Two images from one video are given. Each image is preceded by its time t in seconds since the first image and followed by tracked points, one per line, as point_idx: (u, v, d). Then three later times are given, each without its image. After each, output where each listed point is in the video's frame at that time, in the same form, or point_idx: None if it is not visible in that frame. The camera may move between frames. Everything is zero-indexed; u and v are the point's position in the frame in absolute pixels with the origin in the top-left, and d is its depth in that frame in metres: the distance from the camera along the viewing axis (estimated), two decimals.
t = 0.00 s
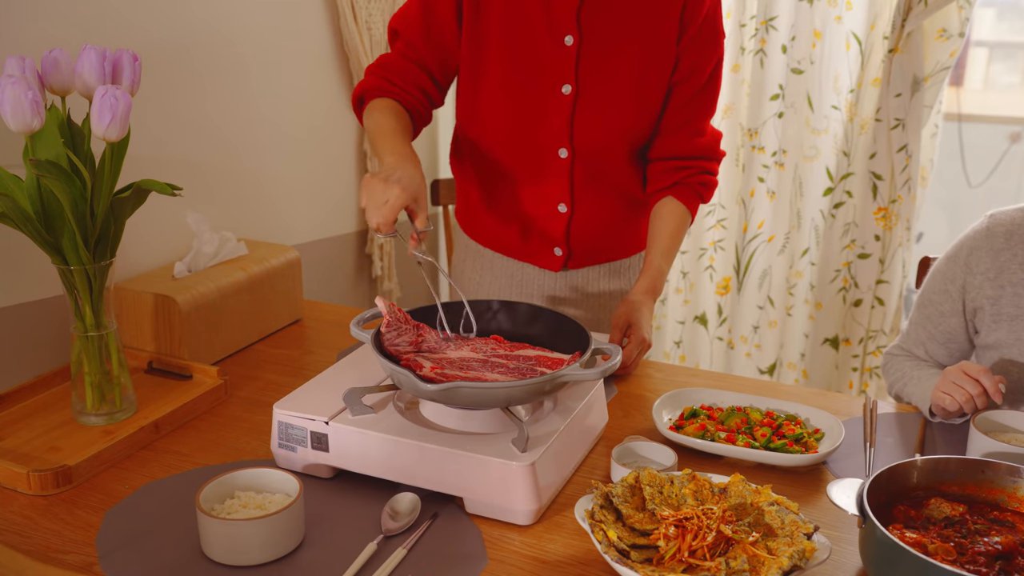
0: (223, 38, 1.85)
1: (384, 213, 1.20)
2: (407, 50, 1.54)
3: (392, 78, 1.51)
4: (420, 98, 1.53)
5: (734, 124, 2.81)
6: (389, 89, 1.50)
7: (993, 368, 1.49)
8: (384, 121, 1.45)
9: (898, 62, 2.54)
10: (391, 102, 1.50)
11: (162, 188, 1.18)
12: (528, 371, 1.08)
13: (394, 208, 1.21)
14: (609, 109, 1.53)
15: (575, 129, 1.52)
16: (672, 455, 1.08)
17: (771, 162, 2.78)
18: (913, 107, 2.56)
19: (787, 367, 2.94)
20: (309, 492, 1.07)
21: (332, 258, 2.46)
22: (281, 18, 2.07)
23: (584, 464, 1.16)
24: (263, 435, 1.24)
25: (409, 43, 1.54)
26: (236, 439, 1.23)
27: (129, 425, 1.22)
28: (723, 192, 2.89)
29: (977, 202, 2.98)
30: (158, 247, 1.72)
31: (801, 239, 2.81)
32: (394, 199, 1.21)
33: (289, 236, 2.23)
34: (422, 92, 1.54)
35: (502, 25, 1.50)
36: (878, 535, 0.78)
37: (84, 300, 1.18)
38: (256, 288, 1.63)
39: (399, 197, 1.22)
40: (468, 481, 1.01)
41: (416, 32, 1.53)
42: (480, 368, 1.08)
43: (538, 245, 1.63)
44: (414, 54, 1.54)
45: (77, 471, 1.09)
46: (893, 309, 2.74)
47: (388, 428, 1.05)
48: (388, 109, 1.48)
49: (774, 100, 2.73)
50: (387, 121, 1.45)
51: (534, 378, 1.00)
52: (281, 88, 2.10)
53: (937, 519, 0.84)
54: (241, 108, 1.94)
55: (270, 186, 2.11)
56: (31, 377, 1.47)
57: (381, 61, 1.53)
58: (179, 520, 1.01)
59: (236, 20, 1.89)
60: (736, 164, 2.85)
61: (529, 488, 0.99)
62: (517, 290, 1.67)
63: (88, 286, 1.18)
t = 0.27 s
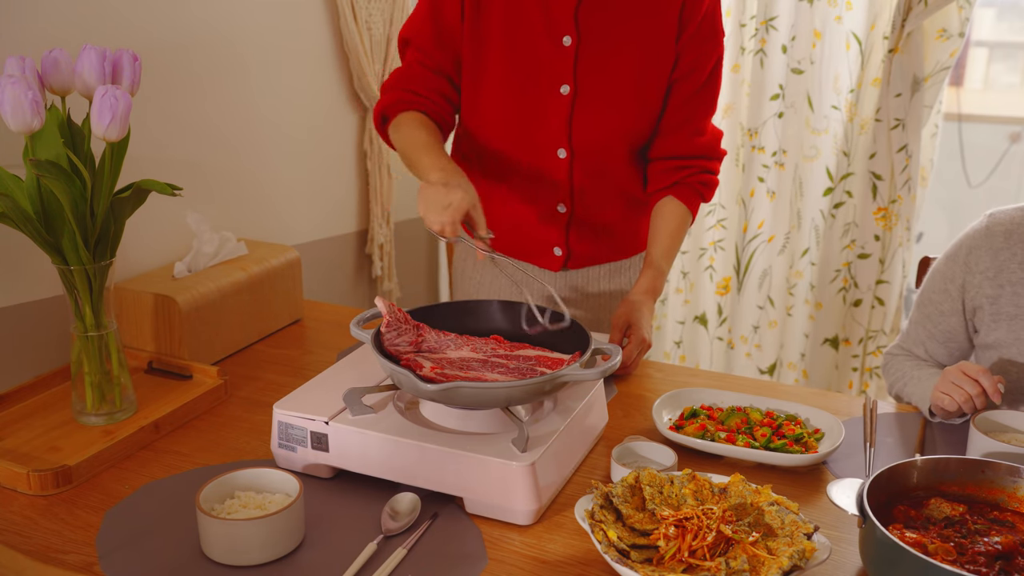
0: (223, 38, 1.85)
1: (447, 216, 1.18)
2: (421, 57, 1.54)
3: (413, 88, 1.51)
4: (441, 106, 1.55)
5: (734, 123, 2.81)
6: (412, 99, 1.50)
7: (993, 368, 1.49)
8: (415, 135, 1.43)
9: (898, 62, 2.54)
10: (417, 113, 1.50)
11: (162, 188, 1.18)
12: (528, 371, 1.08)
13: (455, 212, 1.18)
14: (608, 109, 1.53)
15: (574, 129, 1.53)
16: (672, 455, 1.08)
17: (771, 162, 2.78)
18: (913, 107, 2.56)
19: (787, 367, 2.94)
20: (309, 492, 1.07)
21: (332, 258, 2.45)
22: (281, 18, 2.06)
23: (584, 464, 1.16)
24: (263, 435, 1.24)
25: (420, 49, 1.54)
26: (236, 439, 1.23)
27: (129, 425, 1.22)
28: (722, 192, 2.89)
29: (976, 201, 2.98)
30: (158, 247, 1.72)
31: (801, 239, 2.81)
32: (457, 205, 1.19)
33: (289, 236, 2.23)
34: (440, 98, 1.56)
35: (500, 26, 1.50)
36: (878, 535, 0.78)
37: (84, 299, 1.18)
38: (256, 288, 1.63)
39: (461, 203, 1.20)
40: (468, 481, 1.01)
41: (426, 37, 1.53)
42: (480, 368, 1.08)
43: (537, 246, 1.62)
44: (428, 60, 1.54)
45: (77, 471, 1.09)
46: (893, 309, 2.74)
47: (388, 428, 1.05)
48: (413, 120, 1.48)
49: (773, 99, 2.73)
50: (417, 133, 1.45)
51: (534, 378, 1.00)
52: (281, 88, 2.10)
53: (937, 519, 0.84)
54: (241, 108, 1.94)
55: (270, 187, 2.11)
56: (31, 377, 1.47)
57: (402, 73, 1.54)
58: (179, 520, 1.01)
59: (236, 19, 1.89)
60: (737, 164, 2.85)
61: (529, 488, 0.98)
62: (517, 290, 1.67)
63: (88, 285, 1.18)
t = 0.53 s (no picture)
0: (223, 38, 1.85)
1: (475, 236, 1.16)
2: (446, 60, 1.51)
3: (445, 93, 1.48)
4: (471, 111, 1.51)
5: (734, 124, 2.80)
6: (442, 104, 1.47)
7: (992, 369, 1.49)
8: (445, 150, 1.40)
9: (898, 62, 2.54)
10: (449, 122, 1.47)
11: (162, 188, 1.18)
12: (528, 370, 1.08)
13: (487, 233, 1.16)
14: (612, 110, 1.53)
15: (578, 130, 1.52)
16: (672, 455, 1.08)
17: (771, 162, 2.78)
18: (913, 107, 2.56)
19: (787, 367, 2.94)
20: (309, 492, 1.07)
21: (332, 258, 2.45)
22: (281, 18, 2.06)
23: (584, 464, 1.16)
24: (263, 435, 1.24)
25: (442, 50, 1.51)
26: (236, 439, 1.23)
27: (129, 425, 1.22)
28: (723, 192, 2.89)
29: (976, 202, 2.97)
30: (158, 247, 1.72)
31: (801, 239, 2.81)
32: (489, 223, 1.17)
33: (289, 236, 2.23)
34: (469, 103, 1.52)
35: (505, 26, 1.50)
36: (878, 534, 0.78)
37: (84, 299, 1.18)
38: (256, 288, 1.63)
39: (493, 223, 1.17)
40: (468, 481, 1.01)
41: (446, 38, 1.50)
42: (480, 368, 1.08)
43: (540, 245, 1.64)
44: (452, 62, 1.51)
45: (77, 471, 1.09)
46: (894, 309, 2.74)
47: (388, 428, 1.05)
48: (441, 131, 1.44)
49: (774, 100, 2.73)
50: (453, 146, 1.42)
51: (535, 378, 1.00)
52: (281, 88, 2.10)
53: (937, 519, 0.84)
54: (241, 108, 1.94)
55: (270, 187, 2.10)
56: (32, 377, 1.47)
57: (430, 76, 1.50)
58: (179, 520, 1.01)
59: (235, 19, 1.89)
60: (736, 164, 2.84)
61: (529, 488, 0.99)
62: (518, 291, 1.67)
63: (88, 285, 1.18)
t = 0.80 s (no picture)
0: (222, 37, 1.85)
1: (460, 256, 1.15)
2: (447, 63, 1.52)
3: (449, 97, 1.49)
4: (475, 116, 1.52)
5: (734, 124, 2.80)
6: (445, 107, 1.48)
7: (992, 368, 1.49)
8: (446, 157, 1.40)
9: (898, 62, 2.54)
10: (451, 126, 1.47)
11: (162, 188, 1.18)
12: (529, 370, 1.08)
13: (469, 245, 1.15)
14: (616, 111, 1.53)
15: (582, 131, 1.52)
16: (672, 455, 1.08)
17: (771, 163, 2.78)
18: (913, 107, 2.56)
19: (787, 368, 2.94)
20: (309, 492, 1.07)
21: (332, 258, 2.45)
22: (281, 17, 2.06)
23: (584, 464, 1.16)
24: (263, 435, 1.24)
25: (445, 52, 1.51)
26: (236, 439, 1.23)
27: (129, 425, 1.22)
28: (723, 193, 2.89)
29: (976, 202, 2.97)
30: (158, 247, 1.72)
31: (801, 240, 2.81)
32: (466, 237, 1.15)
33: (289, 236, 2.23)
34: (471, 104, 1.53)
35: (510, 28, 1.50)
36: (878, 535, 0.78)
37: (84, 299, 1.18)
38: (256, 288, 1.63)
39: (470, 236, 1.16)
40: (468, 481, 1.01)
41: (449, 40, 1.51)
42: (480, 368, 1.08)
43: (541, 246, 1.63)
44: (454, 65, 1.52)
45: (77, 471, 1.09)
46: (894, 309, 2.74)
47: (388, 428, 1.05)
48: (443, 136, 1.44)
49: (774, 100, 2.72)
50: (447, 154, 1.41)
51: (535, 378, 1.00)
52: (281, 88, 2.10)
53: (937, 519, 0.84)
54: (240, 108, 1.94)
55: (270, 187, 2.10)
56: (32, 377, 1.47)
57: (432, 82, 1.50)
58: (179, 520, 1.01)
59: (235, 19, 1.89)
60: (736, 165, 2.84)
61: (529, 488, 0.99)
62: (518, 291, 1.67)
63: (88, 285, 1.18)
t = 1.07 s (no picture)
0: (222, 38, 1.85)
1: (378, 227, 1.16)
2: (419, 55, 1.53)
3: (403, 83, 1.50)
4: (435, 104, 1.53)
5: (734, 124, 2.80)
6: (400, 94, 1.49)
7: (993, 368, 1.49)
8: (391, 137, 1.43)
9: (898, 62, 2.54)
10: (403, 110, 1.49)
11: (162, 188, 1.18)
12: (529, 370, 1.08)
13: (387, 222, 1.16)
14: (613, 110, 1.53)
15: (579, 131, 1.52)
16: (672, 455, 1.08)
17: (771, 163, 2.78)
18: (913, 107, 2.56)
19: (787, 367, 2.94)
20: (309, 492, 1.07)
21: (332, 258, 2.45)
22: (280, 17, 2.06)
23: (584, 464, 1.16)
24: (263, 435, 1.24)
25: (419, 46, 1.53)
26: (236, 439, 1.23)
27: (129, 425, 1.22)
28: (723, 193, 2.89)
29: (976, 202, 2.97)
30: (158, 247, 1.72)
31: (801, 240, 2.81)
32: (390, 211, 1.16)
33: (289, 236, 2.23)
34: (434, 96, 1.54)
35: (506, 27, 1.50)
36: (878, 535, 0.78)
37: (84, 299, 1.18)
38: (256, 288, 1.63)
39: (395, 209, 1.17)
40: (468, 481, 1.01)
41: (425, 35, 1.53)
42: (481, 368, 1.08)
43: (540, 245, 1.63)
44: (425, 57, 1.54)
45: (77, 471, 1.09)
46: (894, 309, 2.74)
47: (388, 429, 1.05)
48: (394, 120, 1.47)
49: (773, 100, 2.72)
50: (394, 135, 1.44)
51: (535, 378, 1.00)
52: (281, 88, 2.10)
53: (937, 519, 0.84)
54: (240, 108, 1.94)
55: (270, 187, 2.10)
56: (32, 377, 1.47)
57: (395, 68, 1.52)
58: (179, 520, 1.01)
59: (235, 19, 1.89)
60: (736, 166, 2.85)
61: (529, 488, 0.99)
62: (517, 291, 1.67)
63: (88, 285, 1.18)
